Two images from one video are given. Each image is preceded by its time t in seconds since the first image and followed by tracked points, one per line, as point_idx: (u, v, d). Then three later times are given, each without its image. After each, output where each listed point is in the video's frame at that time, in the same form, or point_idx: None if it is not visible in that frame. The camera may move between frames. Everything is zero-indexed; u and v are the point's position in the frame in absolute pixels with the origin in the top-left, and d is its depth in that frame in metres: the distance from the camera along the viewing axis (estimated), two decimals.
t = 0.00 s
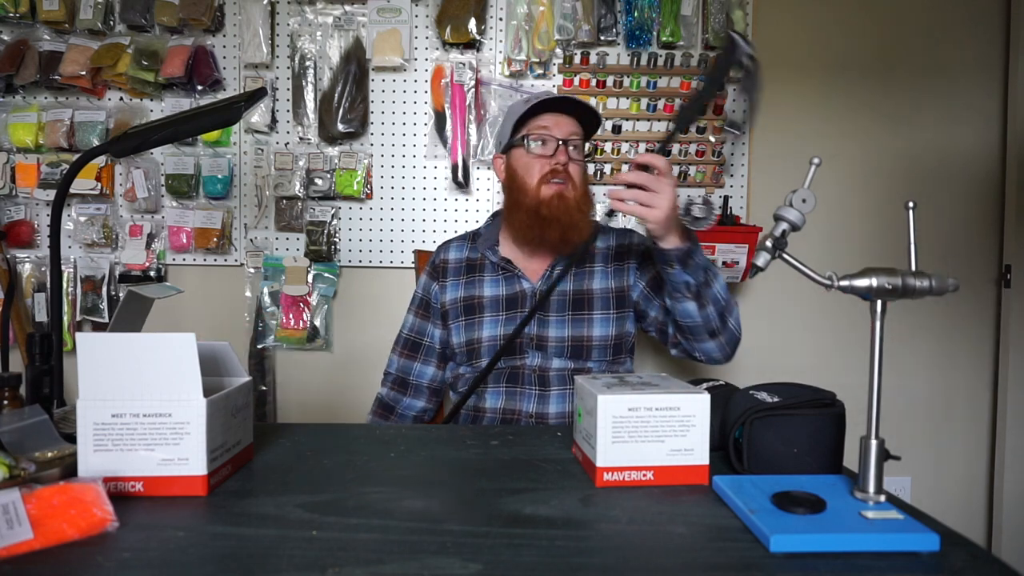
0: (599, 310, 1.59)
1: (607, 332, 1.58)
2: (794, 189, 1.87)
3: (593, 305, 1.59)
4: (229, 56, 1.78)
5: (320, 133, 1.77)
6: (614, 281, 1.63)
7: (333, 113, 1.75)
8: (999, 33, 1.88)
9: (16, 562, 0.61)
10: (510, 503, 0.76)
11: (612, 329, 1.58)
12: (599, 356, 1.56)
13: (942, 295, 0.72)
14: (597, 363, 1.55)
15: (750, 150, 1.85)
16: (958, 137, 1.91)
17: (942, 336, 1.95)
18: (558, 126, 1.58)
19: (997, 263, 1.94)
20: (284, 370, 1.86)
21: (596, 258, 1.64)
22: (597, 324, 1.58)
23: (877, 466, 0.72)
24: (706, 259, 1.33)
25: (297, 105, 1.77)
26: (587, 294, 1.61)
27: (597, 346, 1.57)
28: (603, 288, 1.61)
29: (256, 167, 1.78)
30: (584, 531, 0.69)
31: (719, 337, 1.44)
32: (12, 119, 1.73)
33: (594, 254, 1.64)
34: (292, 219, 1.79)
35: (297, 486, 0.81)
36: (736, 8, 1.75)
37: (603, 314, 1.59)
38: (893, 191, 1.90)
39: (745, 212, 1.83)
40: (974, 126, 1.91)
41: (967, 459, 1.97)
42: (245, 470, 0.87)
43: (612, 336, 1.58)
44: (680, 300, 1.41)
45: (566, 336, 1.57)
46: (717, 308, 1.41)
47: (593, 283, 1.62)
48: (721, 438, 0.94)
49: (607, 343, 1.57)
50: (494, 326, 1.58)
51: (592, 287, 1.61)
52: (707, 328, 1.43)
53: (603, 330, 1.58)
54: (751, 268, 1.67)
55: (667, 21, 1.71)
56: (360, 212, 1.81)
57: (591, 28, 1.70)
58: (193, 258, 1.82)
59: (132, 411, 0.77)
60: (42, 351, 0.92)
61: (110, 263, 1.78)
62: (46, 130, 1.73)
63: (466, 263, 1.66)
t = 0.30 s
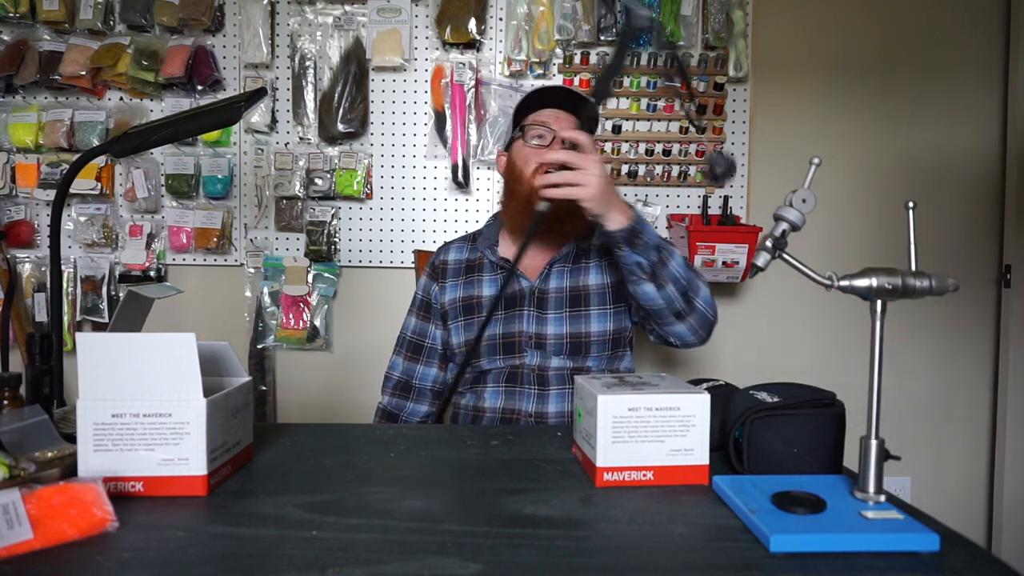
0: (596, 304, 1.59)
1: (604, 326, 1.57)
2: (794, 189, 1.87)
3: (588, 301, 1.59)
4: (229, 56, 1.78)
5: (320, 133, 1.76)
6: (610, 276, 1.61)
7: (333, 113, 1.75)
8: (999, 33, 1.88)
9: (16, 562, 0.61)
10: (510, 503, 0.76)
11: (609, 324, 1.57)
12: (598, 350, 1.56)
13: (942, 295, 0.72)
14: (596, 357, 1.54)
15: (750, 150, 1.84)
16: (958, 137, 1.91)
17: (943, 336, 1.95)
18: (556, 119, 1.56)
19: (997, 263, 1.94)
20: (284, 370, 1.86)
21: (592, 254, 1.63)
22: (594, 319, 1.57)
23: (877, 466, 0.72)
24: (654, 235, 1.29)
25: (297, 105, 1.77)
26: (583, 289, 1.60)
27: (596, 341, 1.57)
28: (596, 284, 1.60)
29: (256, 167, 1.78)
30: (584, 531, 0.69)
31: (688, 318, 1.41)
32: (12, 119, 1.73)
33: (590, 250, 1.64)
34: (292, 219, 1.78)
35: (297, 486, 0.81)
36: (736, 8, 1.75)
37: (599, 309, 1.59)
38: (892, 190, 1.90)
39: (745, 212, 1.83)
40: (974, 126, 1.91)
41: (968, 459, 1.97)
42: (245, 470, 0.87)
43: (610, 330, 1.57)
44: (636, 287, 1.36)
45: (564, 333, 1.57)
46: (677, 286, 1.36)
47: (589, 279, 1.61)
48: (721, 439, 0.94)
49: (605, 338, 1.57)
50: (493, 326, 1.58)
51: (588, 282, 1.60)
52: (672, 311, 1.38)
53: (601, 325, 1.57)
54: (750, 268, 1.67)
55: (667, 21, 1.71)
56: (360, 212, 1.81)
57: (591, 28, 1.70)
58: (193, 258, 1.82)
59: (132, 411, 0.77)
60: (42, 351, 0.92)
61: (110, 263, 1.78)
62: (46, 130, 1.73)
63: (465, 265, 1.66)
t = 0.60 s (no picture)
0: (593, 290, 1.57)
1: (598, 310, 1.56)
2: (794, 189, 1.87)
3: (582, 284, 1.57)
4: (229, 56, 1.78)
5: (320, 133, 1.76)
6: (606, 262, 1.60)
7: (333, 113, 1.75)
8: (999, 33, 1.88)
9: (16, 562, 0.61)
10: (510, 503, 0.76)
11: (605, 308, 1.56)
12: (596, 332, 1.55)
13: (943, 295, 0.72)
14: (596, 344, 1.53)
15: (750, 150, 1.84)
16: (957, 137, 1.91)
17: (942, 335, 1.95)
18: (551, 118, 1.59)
19: (997, 263, 1.94)
20: (284, 370, 1.86)
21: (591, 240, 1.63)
22: (589, 304, 1.56)
23: (877, 466, 0.72)
24: (569, 178, 1.23)
25: (297, 105, 1.77)
26: (579, 274, 1.59)
27: (593, 325, 1.56)
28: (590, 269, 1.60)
29: (256, 167, 1.78)
30: (583, 531, 0.69)
31: (618, 261, 1.35)
32: (12, 119, 1.73)
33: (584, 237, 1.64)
34: (292, 219, 1.79)
35: (297, 486, 0.81)
36: (736, 8, 1.75)
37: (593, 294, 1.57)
38: (892, 190, 1.90)
39: (745, 212, 1.83)
40: (974, 126, 1.91)
41: (968, 459, 1.97)
42: (245, 470, 0.87)
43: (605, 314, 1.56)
44: (559, 235, 1.30)
45: (561, 320, 1.56)
46: (598, 228, 1.30)
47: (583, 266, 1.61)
48: (721, 439, 0.94)
49: (601, 322, 1.56)
50: (494, 317, 1.58)
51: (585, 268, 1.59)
52: (599, 256, 1.33)
53: (595, 309, 1.56)
54: (750, 268, 1.67)
55: (667, 21, 1.71)
56: (360, 212, 1.81)
57: (591, 28, 1.70)
58: (193, 258, 1.82)
59: (132, 411, 0.77)
60: (42, 351, 0.92)
61: (111, 263, 1.78)
62: (46, 130, 1.73)
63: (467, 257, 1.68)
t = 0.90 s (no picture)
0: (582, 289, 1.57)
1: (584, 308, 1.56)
2: (794, 189, 1.87)
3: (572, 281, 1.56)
4: (229, 56, 1.78)
5: (320, 133, 1.76)
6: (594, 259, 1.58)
7: (333, 113, 1.74)
8: (999, 33, 1.88)
9: (16, 562, 0.61)
10: (510, 503, 0.76)
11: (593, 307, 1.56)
12: (583, 333, 1.56)
13: (942, 295, 0.73)
14: (585, 344, 1.54)
15: (750, 150, 1.84)
16: (957, 137, 1.91)
17: (942, 335, 1.95)
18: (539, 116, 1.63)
19: (997, 263, 1.94)
20: (284, 370, 1.86)
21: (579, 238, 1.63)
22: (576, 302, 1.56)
23: (877, 466, 0.72)
24: (513, 202, 1.22)
25: (297, 105, 1.77)
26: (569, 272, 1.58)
27: (580, 325, 1.56)
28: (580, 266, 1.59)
29: (256, 167, 1.78)
30: (584, 531, 0.69)
31: (570, 278, 1.30)
32: (12, 119, 1.73)
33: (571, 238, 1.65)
34: (292, 219, 1.79)
35: (297, 486, 0.81)
36: (736, 8, 1.75)
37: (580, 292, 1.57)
38: (892, 190, 1.90)
39: (744, 212, 1.83)
40: (974, 126, 1.91)
41: (968, 459, 1.97)
42: (245, 470, 0.87)
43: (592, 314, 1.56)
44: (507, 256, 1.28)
45: (550, 319, 1.56)
46: (546, 250, 1.26)
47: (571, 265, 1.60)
48: (721, 439, 0.95)
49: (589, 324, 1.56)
50: (485, 313, 1.58)
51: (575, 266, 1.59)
52: (549, 275, 1.28)
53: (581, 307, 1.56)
54: (750, 268, 1.67)
55: (667, 21, 1.71)
56: (360, 212, 1.82)
57: (592, 28, 1.70)
58: (193, 258, 1.82)
59: (132, 411, 0.77)
60: (42, 351, 0.92)
61: (110, 263, 1.78)
62: (46, 130, 1.73)
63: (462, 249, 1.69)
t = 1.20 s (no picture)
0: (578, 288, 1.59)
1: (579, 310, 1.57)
2: (794, 189, 1.87)
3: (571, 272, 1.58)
4: (229, 56, 1.78)
5: (320, 133, 1.76)
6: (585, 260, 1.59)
7: (333, 113, 1.75)
8: (999, 33, 1.88)
9: (16, 562, 0.61)
10: (510, 503, 0.76)
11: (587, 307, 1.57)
12: (577, 332, 1.57)
13: (943, 296, 0.72)
14: (579, 342, 1.56)
15: (750, 150, 1.84)
16: (957, 137, 1.91)
17: (943, 334, 1.95)
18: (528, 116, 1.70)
19: (997, 262, 1.94)
20: (284, 370, 1.86)
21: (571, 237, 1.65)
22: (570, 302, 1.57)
23: (877, 466, 0.72)
24: (494, 205, 1.29)
25: (297, 105, 1.77)
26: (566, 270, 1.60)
27: (575, 324, 1.57)
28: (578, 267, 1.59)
29: (256, 167, 1.78)
30: (584, 531, 0.69)
31: (548, 279, 1.34)
32: (12, 119, 1.73)
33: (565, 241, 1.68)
34: (292, 219, 1.79)
35: (297, 486, 0.81)
36: (736, 8, 1.75)
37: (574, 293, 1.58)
38: (892, 190, 1.90)
39: (745, 212, 1.83)
40: (974, 126, 1.91)
41: (968, 459, 1.97)
42: (245, 470, 0.87)
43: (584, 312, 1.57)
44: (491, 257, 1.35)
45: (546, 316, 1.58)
46: (524, 251, 1.31)
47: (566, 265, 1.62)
48: (721, 439, 0.95)
49: (583, 325, 1.57)
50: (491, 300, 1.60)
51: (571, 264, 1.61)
52: (528, 276, 1.33)
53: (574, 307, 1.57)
54: (750, 267, 1.67)
55: (667, 21, 1.71)
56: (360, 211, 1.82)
57: (592, 28, 1.70)
58: (193, 258, 1.82)
59: (132, 411, 0.77)
60: (42, 351, 0.92)
61: (110, 263, 1.78)
62: (46, 130, 1.73)
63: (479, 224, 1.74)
